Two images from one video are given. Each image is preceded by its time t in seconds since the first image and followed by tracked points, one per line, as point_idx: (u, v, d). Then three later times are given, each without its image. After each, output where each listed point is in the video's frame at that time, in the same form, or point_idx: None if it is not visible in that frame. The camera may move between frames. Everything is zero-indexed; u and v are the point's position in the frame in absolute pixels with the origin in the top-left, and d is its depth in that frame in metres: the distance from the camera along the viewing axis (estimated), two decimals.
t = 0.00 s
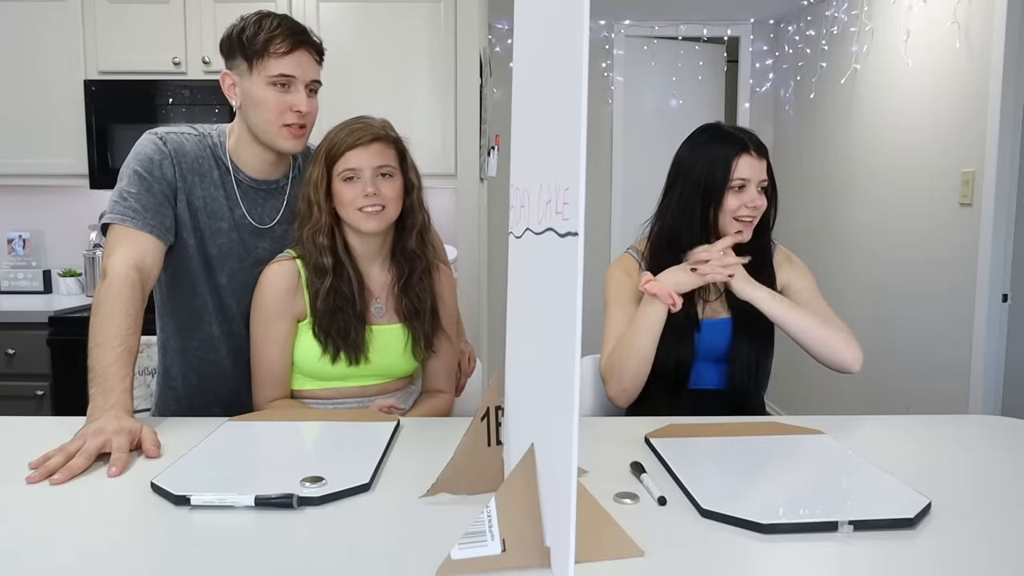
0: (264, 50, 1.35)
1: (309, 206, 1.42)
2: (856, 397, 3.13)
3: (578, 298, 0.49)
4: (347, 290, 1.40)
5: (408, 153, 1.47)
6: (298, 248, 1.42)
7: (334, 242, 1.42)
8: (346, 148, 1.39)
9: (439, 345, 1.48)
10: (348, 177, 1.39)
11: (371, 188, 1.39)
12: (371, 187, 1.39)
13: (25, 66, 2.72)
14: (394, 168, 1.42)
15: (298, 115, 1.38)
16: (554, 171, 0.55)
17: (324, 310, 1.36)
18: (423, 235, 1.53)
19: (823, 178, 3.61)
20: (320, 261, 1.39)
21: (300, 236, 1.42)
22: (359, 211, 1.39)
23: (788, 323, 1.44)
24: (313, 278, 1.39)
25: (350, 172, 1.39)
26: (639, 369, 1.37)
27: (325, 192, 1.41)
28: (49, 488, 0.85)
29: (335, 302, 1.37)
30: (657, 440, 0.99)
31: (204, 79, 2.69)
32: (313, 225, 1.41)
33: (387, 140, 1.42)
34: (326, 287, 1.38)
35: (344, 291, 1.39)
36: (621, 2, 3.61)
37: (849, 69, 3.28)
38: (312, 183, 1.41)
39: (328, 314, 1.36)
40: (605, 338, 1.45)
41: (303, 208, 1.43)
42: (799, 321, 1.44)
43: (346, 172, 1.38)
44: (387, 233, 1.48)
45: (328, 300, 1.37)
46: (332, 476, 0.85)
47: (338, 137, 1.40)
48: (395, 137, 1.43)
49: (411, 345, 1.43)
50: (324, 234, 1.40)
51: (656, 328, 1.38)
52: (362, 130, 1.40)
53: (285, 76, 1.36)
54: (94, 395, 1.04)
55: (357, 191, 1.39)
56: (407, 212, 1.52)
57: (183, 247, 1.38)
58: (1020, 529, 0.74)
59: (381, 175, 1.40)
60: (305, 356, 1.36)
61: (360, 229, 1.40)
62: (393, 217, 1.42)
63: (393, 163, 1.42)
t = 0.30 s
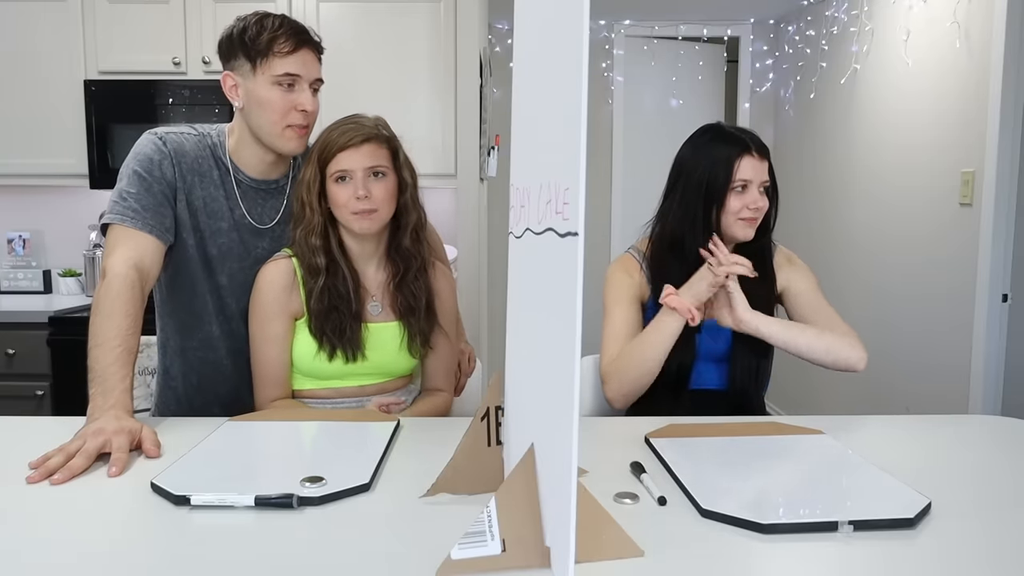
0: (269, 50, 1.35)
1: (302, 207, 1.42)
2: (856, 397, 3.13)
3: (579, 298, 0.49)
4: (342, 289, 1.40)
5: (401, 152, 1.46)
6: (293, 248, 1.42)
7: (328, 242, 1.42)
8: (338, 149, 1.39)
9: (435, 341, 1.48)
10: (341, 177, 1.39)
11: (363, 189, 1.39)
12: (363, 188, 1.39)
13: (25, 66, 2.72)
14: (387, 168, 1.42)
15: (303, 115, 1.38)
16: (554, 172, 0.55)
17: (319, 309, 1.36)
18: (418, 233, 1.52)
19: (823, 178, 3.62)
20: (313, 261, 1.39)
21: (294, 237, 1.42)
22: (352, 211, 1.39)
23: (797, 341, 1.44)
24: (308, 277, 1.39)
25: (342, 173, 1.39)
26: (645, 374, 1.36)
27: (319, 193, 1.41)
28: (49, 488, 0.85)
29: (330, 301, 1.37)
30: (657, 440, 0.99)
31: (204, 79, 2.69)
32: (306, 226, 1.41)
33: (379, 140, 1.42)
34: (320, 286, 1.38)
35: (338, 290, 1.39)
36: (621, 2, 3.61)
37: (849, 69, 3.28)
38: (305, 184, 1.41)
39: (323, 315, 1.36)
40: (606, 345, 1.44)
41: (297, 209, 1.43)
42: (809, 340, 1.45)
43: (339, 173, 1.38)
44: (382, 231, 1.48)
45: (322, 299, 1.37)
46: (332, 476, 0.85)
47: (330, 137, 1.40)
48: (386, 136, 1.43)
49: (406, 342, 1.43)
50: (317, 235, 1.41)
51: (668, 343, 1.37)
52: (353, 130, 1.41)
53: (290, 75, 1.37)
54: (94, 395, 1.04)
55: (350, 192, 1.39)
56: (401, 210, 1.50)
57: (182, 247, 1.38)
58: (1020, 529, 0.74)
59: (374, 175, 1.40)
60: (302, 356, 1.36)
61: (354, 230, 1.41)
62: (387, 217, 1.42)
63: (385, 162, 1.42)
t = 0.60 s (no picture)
0: (268, 52, 1.36)
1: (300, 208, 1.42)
2: (856, 397, 3.13)
3: (578, 298, 0.49)
4: (341, 288, 1.40)
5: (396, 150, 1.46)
6: (292, 247, 1.42)
7: (327, 242, 1.42)
8: (334, 150, 1.39)
9: (434, 340, 1.49)
10: (337, 177, 1.39)
11: (360, 188, 1.39)
12: (360, 188, 1.39)
13: (25, 66, 2.72)
14: (381, 167, 1.42)
15: (301, 116, 1.39)
16: (554, 172, 0.55)
17: (318, 309, 1.36)
18: (416, 231, 1.51)
19: (823, 178, 3.62)
20: (313, 261, 1.39)
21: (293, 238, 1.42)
22: (348, 212, 1.39)
23: (799, 340, 1.42)
24: (307, 277, 1.39)
25: (339, 172, 1.39)
26: (653, 373, 1.34)
27: (316, 194, 1.41)
28: (49, 488, 0.85)
29: (329, 300, 1.37)
30: (657, 440, 0.99)
31: (203, 79, 2.69)
32: (305, 226, 1.41)
33: (373, 139, 1.42)
34: (319, 286, 1.38)
35: (337, 289, 1.39)
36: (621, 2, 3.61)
37: (849, 69, 3.28)
38: (302, 185, 1.41)
39: (322, 315, 1.36)
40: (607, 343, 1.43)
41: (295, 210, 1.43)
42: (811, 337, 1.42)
43: (333, 174, 1.38)
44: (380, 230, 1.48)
45: (322, 298, 1.37)
46: (332, 476, 0.85)
47: (325, 137, 1.40)
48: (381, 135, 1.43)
49: (406, 341, 1.43)
50: (316, 236, 1.41)
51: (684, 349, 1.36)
52: (347, 130, 1.41)
53: (289, 77, 1.37)
54: (94, 395, 1.04)
55: (347, 192, 1.39)
56: (397, 208, 1.49)
57: (182, 247, 1.38)
58: (1020, 529, 0.74)
59: (367, 175, 1.40)
60: (301, 355, 1.37)
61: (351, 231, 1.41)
62: (382, 218, 1.42)
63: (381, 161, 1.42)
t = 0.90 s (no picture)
0: (251, 47, 1.34)
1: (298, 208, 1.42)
2: (856, 397, 3.13)
3: (579, 298, 0.49)
4: (336, 285, 1.40)
5: (387, 153, 1.43)
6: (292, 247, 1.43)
7: (322, 243, 1.42)
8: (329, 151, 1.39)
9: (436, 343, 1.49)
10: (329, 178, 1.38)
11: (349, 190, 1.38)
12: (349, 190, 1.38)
13: (25, 66, 2.72)
14: (367, 172, 1.40)
15: (286, 112, 1.37)
16: (554, 172, 0.55)
17: (312, 306, 1.37)
18: (415, 236, 1.47)
19: (823, 178, 3.62)
20: (306, 260, 1.40)
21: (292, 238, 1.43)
22: (334, 217, 1.38)
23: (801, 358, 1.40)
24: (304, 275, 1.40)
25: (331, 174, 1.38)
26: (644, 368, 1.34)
27: (312, 195, 1.41)
28: (49, 488, 0.85)
29: (322, 297, 1.38)
30: (657, 440, 0.99)
31: (203, 79, 2.69)
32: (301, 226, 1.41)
33: (361, 144, 1.40)
34: (312, 283, 1.38)
35: (331, 287, 1.39)
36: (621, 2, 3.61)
37: (849, 69, 3.28)
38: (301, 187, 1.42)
39: (317, 312, 1.37)
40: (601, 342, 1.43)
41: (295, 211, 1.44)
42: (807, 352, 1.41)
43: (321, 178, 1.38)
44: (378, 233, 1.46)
45: (315, 295, 1.38)
46: (332, 476, 0.85)
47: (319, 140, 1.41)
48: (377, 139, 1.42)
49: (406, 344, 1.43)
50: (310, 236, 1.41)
51: (674, 343, 1.34)
52: (336, 134, 1.40)
53: (272, 72, 1.36)
54: (94, 395, 1.04)
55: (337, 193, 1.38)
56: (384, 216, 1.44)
57: (183, 246, 1.38)
58: (1020, 529, 0.74)
59: (351, 180, 1.39)
60: (300, 354, 1.38)
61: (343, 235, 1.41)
62: (370, 222, 1.41)
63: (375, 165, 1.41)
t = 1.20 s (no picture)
0: (257, 47, 1.35)
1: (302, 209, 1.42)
2: (857, 397, 3.12)
3: (579, 298, 0.49)
4: (340, 285, 1.40)
5: (392, 155, 1.42)
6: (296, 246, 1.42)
7: (326, 244, 1.42)
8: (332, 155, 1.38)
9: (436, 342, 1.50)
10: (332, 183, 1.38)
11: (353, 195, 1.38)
12: (353, 195, 1.38)
13: (25, 66, 2.72)
14: (373, 175, 1.39)
15: (294, 111, 1.38)
16: (554, 172, 0.55)
17: (317, 306, 1.38)
18: (417, 237, 1.46)
19: (823, 178, 3.62)
20: (310, 261, 1.39)
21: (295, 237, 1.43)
22: (340, 219, 1.38)
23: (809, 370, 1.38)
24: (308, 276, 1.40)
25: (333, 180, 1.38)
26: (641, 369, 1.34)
27: (317, 196, 1.41)
28: (49, 488, 0.85)
29: (328, 297, 1.38)
30: (657, 440, 0.99)
31: (203, 79, 2.69)
32: (304, 228, 1.41)
33: (367, 147, 1.39)
34: (316, 284, 1.38)
35: (336, 288, 1.39)
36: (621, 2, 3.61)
37: (849, 69, 3.28)
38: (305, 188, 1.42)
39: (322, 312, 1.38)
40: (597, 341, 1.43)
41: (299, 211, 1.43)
42: (813, 359, 1.38)
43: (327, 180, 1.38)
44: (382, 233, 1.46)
45: (320, 295, 1.38)
46: (332, 476, 0.85)
47: (326, 141, 1.40)
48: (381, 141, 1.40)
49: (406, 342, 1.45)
50: (314, 238, 1.40)
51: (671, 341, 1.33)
52: (342, 137, 1.39)
53: (279, 71, 1.36)
54: (94, 395, 1.04)
55: (340, 198, 1.38)
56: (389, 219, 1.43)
57: (182, 245, 1.38)
58: (1020, 529, 0.74)
59: (358, 183, 1.38)
60: (302, 351, 1.39)
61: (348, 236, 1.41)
62: (376, 224, 1.41)
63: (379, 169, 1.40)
